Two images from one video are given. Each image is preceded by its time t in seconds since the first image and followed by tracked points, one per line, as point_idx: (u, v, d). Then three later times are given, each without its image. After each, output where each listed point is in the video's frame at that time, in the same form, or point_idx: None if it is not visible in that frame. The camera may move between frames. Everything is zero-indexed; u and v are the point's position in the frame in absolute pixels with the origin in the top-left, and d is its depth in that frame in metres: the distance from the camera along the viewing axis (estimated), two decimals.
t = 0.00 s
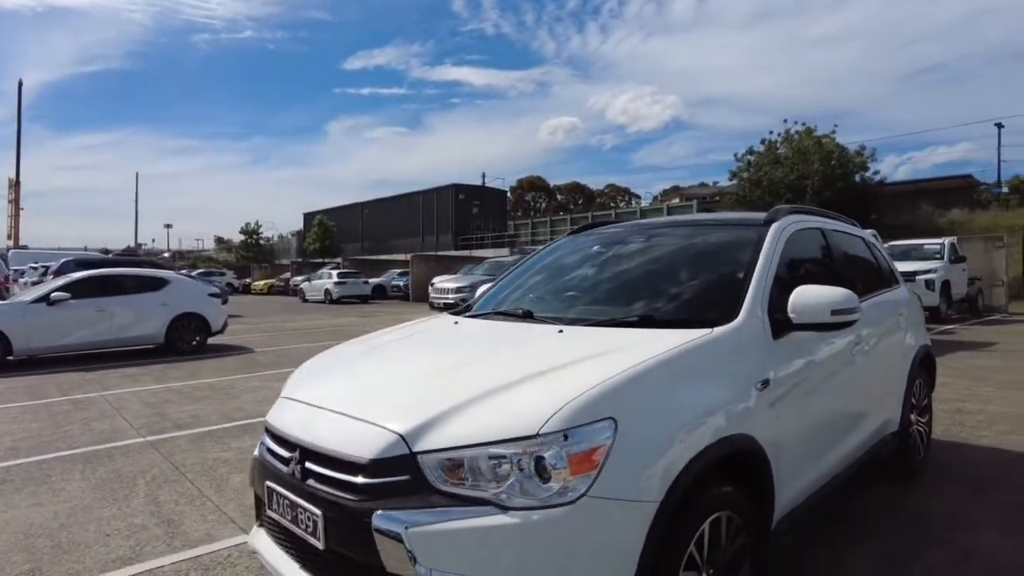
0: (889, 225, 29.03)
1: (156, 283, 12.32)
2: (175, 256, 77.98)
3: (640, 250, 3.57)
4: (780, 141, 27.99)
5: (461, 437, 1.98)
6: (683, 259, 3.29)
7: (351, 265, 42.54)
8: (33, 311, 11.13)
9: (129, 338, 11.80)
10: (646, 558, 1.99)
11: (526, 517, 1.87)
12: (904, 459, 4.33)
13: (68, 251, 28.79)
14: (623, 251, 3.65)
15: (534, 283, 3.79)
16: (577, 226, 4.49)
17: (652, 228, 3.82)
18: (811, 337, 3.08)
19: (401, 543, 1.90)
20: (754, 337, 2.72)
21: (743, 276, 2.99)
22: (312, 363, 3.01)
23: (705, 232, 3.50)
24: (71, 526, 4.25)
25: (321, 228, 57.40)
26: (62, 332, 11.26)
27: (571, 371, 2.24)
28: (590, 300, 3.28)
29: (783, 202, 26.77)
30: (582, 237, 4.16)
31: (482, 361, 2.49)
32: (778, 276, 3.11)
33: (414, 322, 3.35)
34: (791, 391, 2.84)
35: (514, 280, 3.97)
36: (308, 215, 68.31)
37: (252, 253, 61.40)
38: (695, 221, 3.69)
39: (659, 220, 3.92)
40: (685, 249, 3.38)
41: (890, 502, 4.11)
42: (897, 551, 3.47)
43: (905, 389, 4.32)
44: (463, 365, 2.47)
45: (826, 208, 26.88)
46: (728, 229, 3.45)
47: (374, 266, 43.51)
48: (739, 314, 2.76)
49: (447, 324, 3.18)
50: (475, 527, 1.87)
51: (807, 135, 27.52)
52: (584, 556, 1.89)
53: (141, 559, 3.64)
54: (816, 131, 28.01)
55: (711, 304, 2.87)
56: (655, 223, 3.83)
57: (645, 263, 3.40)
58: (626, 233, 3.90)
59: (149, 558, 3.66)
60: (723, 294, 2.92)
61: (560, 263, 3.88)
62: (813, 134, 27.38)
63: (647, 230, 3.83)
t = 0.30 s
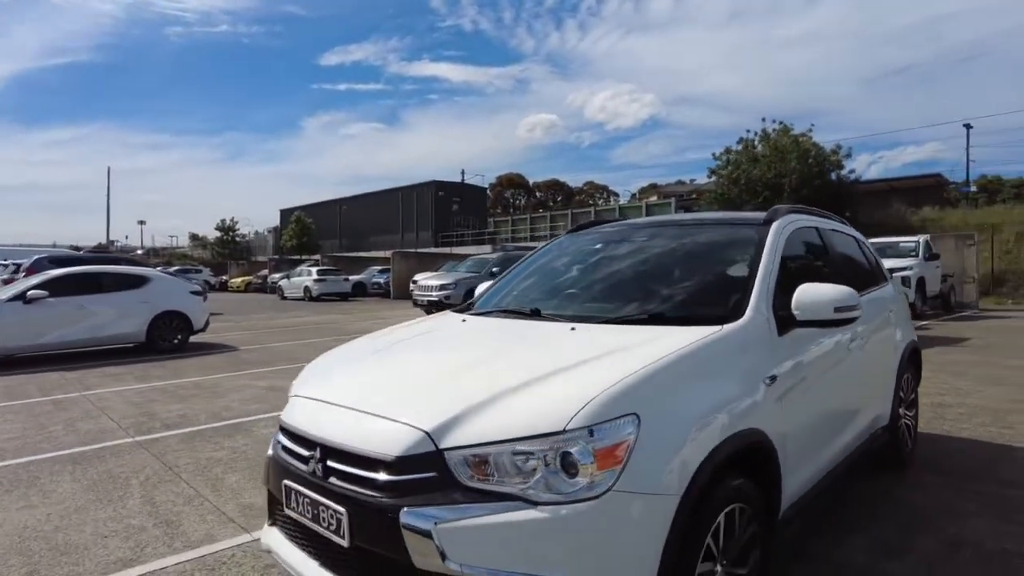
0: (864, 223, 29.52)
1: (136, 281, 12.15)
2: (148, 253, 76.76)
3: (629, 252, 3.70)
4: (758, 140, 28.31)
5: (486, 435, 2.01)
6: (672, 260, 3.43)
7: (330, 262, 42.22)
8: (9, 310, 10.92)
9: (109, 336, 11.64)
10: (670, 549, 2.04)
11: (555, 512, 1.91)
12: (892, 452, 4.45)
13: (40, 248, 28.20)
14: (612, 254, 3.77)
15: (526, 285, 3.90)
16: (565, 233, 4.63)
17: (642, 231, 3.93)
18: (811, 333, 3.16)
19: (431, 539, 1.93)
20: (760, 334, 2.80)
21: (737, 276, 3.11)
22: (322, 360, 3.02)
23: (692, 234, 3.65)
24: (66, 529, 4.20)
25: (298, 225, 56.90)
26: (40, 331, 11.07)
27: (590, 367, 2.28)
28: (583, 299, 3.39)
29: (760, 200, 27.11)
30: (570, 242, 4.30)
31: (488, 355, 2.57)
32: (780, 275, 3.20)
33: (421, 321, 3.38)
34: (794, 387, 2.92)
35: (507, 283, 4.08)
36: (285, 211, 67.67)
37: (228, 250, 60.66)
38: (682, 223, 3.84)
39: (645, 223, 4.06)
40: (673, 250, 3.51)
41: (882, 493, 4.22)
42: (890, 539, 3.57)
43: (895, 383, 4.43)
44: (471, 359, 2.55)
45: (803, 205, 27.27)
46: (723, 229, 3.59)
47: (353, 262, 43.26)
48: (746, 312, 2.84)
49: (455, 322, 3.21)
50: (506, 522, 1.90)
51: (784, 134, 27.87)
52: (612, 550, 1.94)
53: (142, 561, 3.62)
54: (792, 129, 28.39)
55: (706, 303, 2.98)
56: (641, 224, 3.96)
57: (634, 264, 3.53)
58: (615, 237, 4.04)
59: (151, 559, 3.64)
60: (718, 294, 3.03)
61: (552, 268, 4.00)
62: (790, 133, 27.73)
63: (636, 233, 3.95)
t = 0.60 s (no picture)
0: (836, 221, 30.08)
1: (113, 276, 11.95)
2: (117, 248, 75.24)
3: (614, 254, 3.89)
4: (733, 138, 28.68)
5: (512, 424, 2.07)
6: (659, 259, 3.62)
7: (306, 258, 41.81)
8: None
9: (86, 333, 11.46)
10: (688, 534, 2.12)
11: (582, 497, 1.98)
12: (878, 442, 4.60)
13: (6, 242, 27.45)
14: (598, 255, 3.97)
15: (512, 290, 4.02)
16: (547, 237, 4.80)
17: (629, 232, 4.12)
18: (809, 325, 3.29)
19: (461, 526, 1.98)
20: (763, 327, 2.92)
21: (726, 275, 3.30)
22: (333, 354, 3.07)
23: (675, 233, 3.87)
24: (61, 526, 4.16)
25: (272, 220, 56.25)
26: (14, 327, 10.85)
27: (608, 358, 2.36)
28: (574, 296, 3.55)
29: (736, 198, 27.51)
30: (557, 243, 4.46)
31: (492, 344, 2.71)
32: (779, 270, 3.36)
33: (428, 314, 3.43)
34: (794, 377, 3.04)
35: (493, 287, 4.19)
36: (258, 206, 66.90)
37: (200, 245, 59.75)
38: (663, 224, 4.05)
39: (627, 224, 4.26)
40: (659, 250, 3.72)
41: (868, 481, 4.37)
42: (879, 524, 3.71)
43: (880, 375, 4.58)
44: (477, 349, 2.68)
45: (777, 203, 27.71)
46: (716, 226, 3.79)
47: (328, 258, 42.92)
48: (749, 305, 2.97)
49: (463, 316, 3.27)
50: (535, 508, 1.96)
51: (759, 133, 28.29)
52: (635, 535, 2.00)
53: (144, 557, 3.60)
54: (767, 128, 28.82)
55: (697, 298, 3.15)
56: (630, 224, 4.17)
57: (623, 263, 3.71)
58: (600, 238, 4.22)
59: (153, 555, 3.62)
60: (709, 291, 3.20)
61: (538, 269, 4.16)
62: (765, 132, 28.15)
63: (621, 234, 4.16)
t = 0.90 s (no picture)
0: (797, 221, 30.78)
1: (76, 275, 11.68)
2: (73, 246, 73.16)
3: (593, 254, 4.00)
4: (699, 140, 29.16)
5: (507, 420, 2.14)
6: (637, 259, 3.74)
7: (271, 256, 41.25)
8: None
9: (48, 333, 11.22)
10: (674, 524, 2.22)
11: (575, 490, 2.06)
12: (843, 436, 4.79)
13: None
14: (573, 257, 4.07)
15: (485, 294, 4.07)
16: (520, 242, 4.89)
17: (606, 233, 4.24)
18: (781, 324, 3.43)
19: (458, 520, 2.04)
20: (740, 326, 3.05)
21: (700, 274, 3.43)
22: (321, 354, 3.10)
23: (647, 235, 3.99)
24: (35, 531, 4.10)
25: (236, 218, 55.36)
26: None
27: (597, 356, 2.46)
28: (551, 297, 3.63)
29: (700, 198, 27.99)
30: (535, 245, 4.55)
31: (476, 343, 2.78)
32: (752, 271, 3.50)
33: (413, 314, 3.49)
34: (768, 374, 3.17)
35: (468, 290, 4.25)
36: (221, 203, 65.76)
37: (160, 243, 58.49)
38: (636, 227, 4.17)
39: (599, 227, 4.38)
40: (632, 252, 3.83)
41: (834, 473, 4.55)
42: (845, 513, 3.88)
43: (846, 371, 4.77)
44: (461, 347, 2.75)
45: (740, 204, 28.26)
46: (691, 227, 3.92)
47: (293, 256, 42.42)
48: (726, 305, 3.09)
49: (449, 316, 3.33)
50: (530, 502, 2.03)
51: (723, 134, 28.82)
52: (626, 526, 2.10)
53: (125, 560, 3.57)
54: (731, 130, 29.38)
55: (672, 298, 3.27)
56: (606, 226, 4.28)
57: (602, 263, 3.82)
58: (574, 241, 4.33)
59: (133, 558, 3.59)
60: (684, 291, 3.32)
61: (513, 272, 4.23)
62: (729, 134, 28.69)
63: (598, 235, 4.27)
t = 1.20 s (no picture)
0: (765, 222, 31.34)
1: (44, 277, 11.46)
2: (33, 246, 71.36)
3: (570, 255, 4.12)
4: (670, 141, 29.52)
5: (494, 416, 2.24)
6: (613, 260, 3.87)
7: (240, 257, 40.73)
8: None
9: (16, 336, 11.02)
10: (653, 512, 2.35)
11: (560, 481, 2.17)
12: (810, 429, 4.98)
13: None
14: (550, 258, 4.19)
15: (465, 296, 4.17)
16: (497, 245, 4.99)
17: (583, 234, 4.37)
18: (751, 322, 3.59)
19: (447, 512, 2.14)
20: (712, 324, 3.19)
21: (673, 275, 3.57)
22: (307, 354, 3.17)
23: (621, 237, 4.12)
24: (15, 534, 4.09)
25: (204, 218, 54.54)
26: None
27: (578, 354, 2.57)
28: (529, 298, 3.74)
29: (671, 199, 28.35)
30: (513, 246, 4.66)
31: (460, 343, 2.88)
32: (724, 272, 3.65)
33: (397, 315, 3.58)
34: (738, 371, 3.32)
35: (447, 292, 4.34)
36: (189, 203, 64.72)
37: (125, 243, 57.36)
38: (610, 229, 4.31)
39: (574, 230, 4.50)
40: (607, 254, 3.96)
41: (801, 465, 4.74)
42: (812, 503, 4.05)
43: (812, 368, 4.95)
44: (446, 347, 2.85)
45: (710, 205, 28.68)
46: (665, 229, 4.06)
47: (264, 256, 41.94)
48: (699, 304, 3.23)
49: (432, 317, 3.43)
50: (517, 494, 2.13)
51: (694, 136, 29.22)
52: (607, 514, 2.21)
53: (109, 561, 3.59)
54: (701, 132, 29.81)
55: (646, 298, 3.40)
56: (582, 228, 4.41)
57: (579, 264, 3.95)
58: (550, 243, 4.45)
59: (118, 559, 3.61)
60: (658, 291, 3.46)
61: (491, 274, 4.33)
62: (699, 135, 29.10)
63: (575, 236, 4.40)
